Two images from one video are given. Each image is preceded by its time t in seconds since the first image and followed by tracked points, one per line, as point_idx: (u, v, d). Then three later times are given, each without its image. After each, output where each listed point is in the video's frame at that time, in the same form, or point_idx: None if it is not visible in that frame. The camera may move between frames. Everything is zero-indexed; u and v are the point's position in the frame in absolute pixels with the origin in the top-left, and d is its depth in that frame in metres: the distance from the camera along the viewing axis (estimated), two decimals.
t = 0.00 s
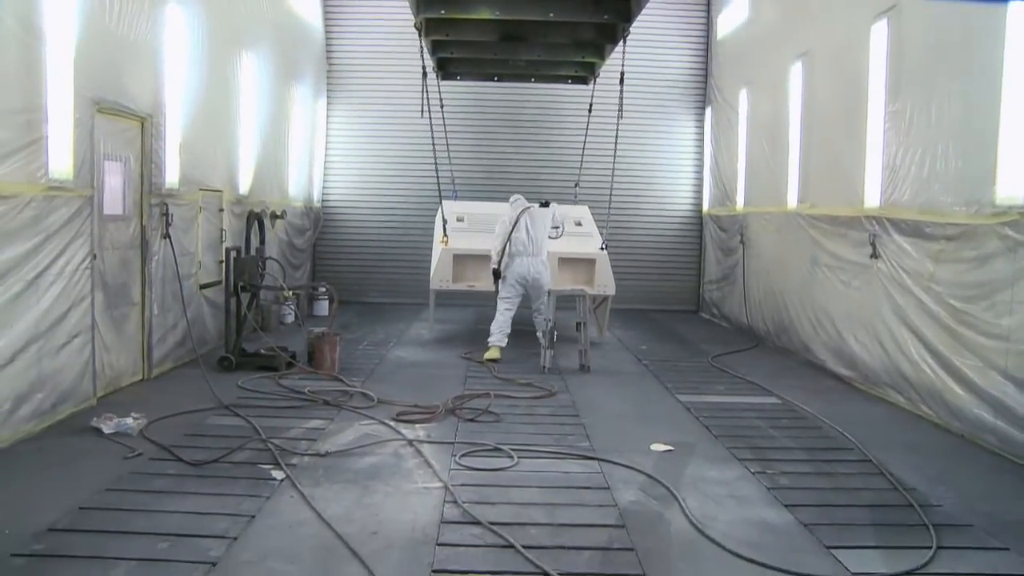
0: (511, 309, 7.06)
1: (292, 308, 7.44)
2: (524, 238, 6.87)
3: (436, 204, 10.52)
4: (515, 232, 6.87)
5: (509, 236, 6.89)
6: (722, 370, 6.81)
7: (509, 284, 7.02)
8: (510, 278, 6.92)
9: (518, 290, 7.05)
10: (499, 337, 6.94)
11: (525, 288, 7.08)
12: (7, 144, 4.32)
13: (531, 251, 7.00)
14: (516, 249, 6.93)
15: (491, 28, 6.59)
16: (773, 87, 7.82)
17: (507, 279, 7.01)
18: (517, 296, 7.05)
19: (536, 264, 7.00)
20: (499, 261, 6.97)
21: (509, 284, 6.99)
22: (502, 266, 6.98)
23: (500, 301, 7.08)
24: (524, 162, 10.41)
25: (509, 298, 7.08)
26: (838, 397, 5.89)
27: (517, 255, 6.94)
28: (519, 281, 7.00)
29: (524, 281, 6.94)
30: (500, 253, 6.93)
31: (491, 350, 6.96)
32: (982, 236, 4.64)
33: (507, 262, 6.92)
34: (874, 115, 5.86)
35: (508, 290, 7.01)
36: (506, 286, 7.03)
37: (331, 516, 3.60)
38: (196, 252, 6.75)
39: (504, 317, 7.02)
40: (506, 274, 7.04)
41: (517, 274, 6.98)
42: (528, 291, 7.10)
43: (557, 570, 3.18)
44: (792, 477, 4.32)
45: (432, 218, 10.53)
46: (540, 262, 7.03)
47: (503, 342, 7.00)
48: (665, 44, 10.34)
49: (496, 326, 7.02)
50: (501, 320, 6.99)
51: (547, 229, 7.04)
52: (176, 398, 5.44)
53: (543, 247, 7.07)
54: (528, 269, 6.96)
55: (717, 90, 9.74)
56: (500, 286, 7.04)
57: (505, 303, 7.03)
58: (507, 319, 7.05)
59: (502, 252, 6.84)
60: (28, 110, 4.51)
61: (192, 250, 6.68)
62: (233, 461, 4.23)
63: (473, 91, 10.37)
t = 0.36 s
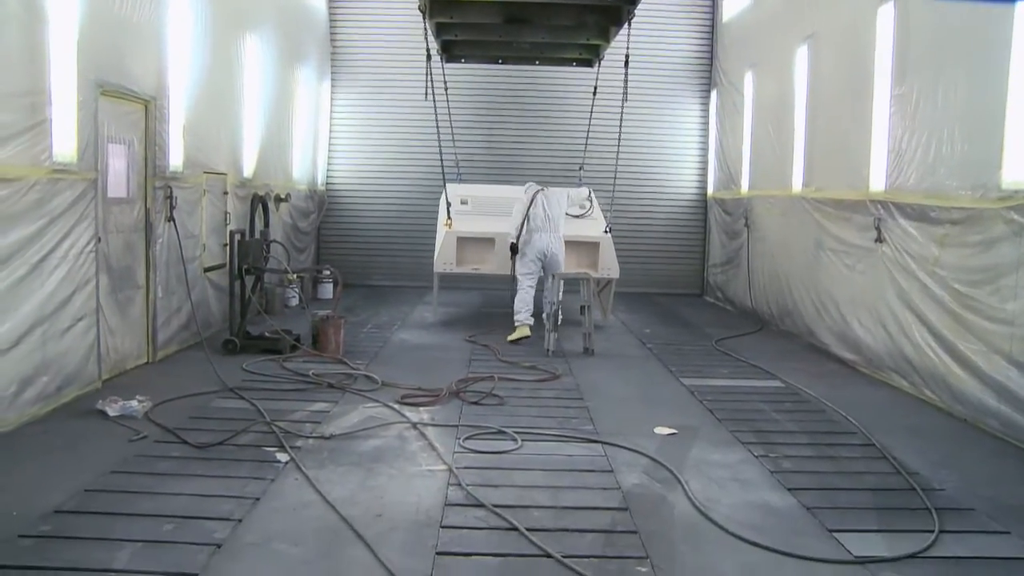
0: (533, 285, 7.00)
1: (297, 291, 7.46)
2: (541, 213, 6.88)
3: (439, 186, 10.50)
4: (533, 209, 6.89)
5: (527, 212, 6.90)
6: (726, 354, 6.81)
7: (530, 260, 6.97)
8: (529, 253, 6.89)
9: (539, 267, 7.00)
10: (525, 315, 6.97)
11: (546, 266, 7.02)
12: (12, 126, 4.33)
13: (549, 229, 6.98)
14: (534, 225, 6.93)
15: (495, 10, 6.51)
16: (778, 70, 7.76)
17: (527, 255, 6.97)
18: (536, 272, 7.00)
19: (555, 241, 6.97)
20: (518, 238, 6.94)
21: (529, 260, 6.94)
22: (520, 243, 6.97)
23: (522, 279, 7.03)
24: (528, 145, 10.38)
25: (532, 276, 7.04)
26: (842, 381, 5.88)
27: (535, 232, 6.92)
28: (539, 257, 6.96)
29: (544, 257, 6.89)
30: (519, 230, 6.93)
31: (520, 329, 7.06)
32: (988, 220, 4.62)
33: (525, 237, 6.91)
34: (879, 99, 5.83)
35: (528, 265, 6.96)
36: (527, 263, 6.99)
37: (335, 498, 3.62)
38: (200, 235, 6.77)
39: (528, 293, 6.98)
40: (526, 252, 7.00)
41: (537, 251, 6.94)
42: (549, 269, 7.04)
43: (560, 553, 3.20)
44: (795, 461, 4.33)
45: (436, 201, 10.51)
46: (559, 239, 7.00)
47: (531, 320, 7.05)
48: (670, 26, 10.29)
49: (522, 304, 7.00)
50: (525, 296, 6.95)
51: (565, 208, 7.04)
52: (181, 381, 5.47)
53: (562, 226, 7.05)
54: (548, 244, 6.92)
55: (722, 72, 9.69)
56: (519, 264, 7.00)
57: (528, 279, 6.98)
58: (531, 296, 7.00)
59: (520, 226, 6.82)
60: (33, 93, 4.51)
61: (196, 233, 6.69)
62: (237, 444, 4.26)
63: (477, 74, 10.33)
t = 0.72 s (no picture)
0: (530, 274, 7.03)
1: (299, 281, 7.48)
2: (541, 203, 6.90)
3: (442, 176, 10.49)
4: (533, 198, 6.91)
5: (527, 201, 6.91)
6: (728, 342, 6.81)
7: (530, 250, 6.99)
8: (531, 244, 6.90)
9: (538, 257, 7.02)
10: (514, 305, 7.07)
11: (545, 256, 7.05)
12: (13, 117, 4.32)
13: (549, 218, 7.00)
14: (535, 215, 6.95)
15: None
16: (782, 57, 7.73)
17: (528, 245, 6.98)
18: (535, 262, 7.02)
19: (556, 231, 6.99)
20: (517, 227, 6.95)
21: (529, 250, 6.96)
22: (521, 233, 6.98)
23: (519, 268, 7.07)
24: (530, 133, 10.36)
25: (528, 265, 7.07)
26: (845, 369, 5.89)
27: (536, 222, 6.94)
28: (539, 247, 6.98)
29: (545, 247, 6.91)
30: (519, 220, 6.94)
31: (507, 317, 7.16)
32: (991, 208, 4.61)
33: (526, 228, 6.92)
34: (883, 85, 5.81)
35: (529, 255, 6.98)
36: (526, 253, 7.01)
37: (339, 487, 3.64)
38: (203, 224, 6.78)
39: (524, 283, 7.02)
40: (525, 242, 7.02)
41: (538, 241, 6.95)
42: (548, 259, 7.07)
43: (563, 541, 3.21)
44: (798, 449, 4.34)
45: (438, 190, 10.50)
46: (559, 228, 7.03)
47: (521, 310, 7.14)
48: (673, 14, 10.25)
49: (514, 292, 7.07)
50: (519, 286, 7.01)
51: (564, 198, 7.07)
52: (185, 371, 5.48)
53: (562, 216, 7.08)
54: (550, 234, 6.95)
55: (725, 60, 9.65)
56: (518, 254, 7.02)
57: (524, 269, 7.02)
58: (525, 286, 7.05)
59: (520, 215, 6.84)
60: (34, 83, 4.50)
61: (199, 223, 6.70)
62: (241, 433, 4.28)
63: (479, 62, 10.31)
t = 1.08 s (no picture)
0: (508, 269, 7.01)
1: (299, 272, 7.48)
2: (520, 197, 6.84)
3: (440, 165, 10.48)
4: (511, 193, 6.83)
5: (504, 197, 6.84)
6: (727, 331, 6.82)
7: (509, 245, 6.94)
8: (514, 239, 6.85)
9: (517, 252, 6.99)
10: (494, 299, 7.00)
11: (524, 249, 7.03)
12: (9, 108, 4.31)
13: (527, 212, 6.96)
14: (514, 209, 6.88)
15: None
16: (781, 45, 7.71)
17: (508, 240, 6.93)
18: (513, 257, 6.99)
19: (534, 224, 6.97)
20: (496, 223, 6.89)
21: (511, 245, 6.91)
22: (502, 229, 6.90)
23: (494, 263, 7.02)
24: (528, 122, 10.34)
25: (505, 259, 7.04)
26: (843, 357, 5.89)
27: (516, 216, 6.89)
28: (520, 241, 6.95)
29: (526, 242, 6.88)
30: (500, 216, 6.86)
31: (486, 311, 7.05)
32: (989, 195, 4.60)
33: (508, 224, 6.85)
34: (881, 73, 5.80)
35: (508, 251, 6.94)
36: (505, 248, 6.96)
37: (337, 477, 3.65)
38: (201, 216, 6.77)
39: (501, 278, 7.00)
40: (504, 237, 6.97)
41: (520, 235, 6.91)
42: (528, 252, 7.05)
43: (561, 530, 3.23)
44: (796, 437, 4.35)
45: (437, 179, 10.50)
46: (537, 220, 7.02)
47: (499, 304, 7.05)
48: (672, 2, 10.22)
49: (491, 288, 7.03)
50: (497, 281, 6.98)
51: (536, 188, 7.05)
52: (184, 362, 5.50)
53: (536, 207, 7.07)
54: (530, 227, 6.92)
55: (724, 47, 9.63)
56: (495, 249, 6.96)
57: (501, 264, 6.98)
58: (502, 281, 7.03)
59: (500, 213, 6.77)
60: (30, 75, 4.49)
61: (197, 214, 6.70)
62: (240, 424, 4.29)
63: (477, 52, 10.28)
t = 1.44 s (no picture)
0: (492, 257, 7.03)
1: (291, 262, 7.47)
2: (497, 184, 6.81)
3: (433, 154, 10.45)
4: (489, 182, 6.79)
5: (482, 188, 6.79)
6: (721, 319, 6.83)
7: (492, 233, 6.94)
8: (498, 228, 6.86)
9: (499, 238, 7.01)
10: (483, 289, 6.97)
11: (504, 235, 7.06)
12: None
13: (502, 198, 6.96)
14: (492, 198, 6.85)
15: None
16: (774, 32, 7.69)
17: (490, 229, 6.92)
18: (495, 245, 7.00)
19: (511, 208, 6.99)
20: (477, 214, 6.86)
21: (494, 234, 6.92)
22: (484, 219, 6.87)
23: (478, 253, 7.01)
24: (521, 111, 10.31)
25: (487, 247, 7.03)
26: (836, 345, 5.91)
27: (495, 204, 6.87)
28: (502, 228, 6.96)
29: (509, 228, 6.91)
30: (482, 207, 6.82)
31: (478, 301, 7.01)
32: (981, 182, 4.61)
33: (490, 214, 6.83)
34: (873, 60, 5.80)
35: (491, 239, 6.94)
36: (488, 237, 6.96)
37: (331, 467, 3.66)
38: (193, 206, 6.75)
39: (487, 267, 7.02)
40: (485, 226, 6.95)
41: (502, 222, 6.92)
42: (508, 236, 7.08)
43: (554, 518, 3.24)
44: (788, 424, 4.37)
45: (429, 168, 10.47)
46: (513, 204, 7.03)
47: (490, 293, 7.05)
48: None
49: (478, 278, 7.02)
50: (485, 270, 6.98)
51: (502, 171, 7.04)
52: (177, 353, 5.49)
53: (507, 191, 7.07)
54: (510, 214, 6.94)
55: (716, 35, 9.61)
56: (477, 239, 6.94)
57: (486, 253, 6.98)
58: (488, 269, 7.04)
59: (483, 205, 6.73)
60: (18, 65, 4.45)
61: (189, 204, 6.68)
62: (233, 414, 4.29)
63: (469, 40, 10.24)
